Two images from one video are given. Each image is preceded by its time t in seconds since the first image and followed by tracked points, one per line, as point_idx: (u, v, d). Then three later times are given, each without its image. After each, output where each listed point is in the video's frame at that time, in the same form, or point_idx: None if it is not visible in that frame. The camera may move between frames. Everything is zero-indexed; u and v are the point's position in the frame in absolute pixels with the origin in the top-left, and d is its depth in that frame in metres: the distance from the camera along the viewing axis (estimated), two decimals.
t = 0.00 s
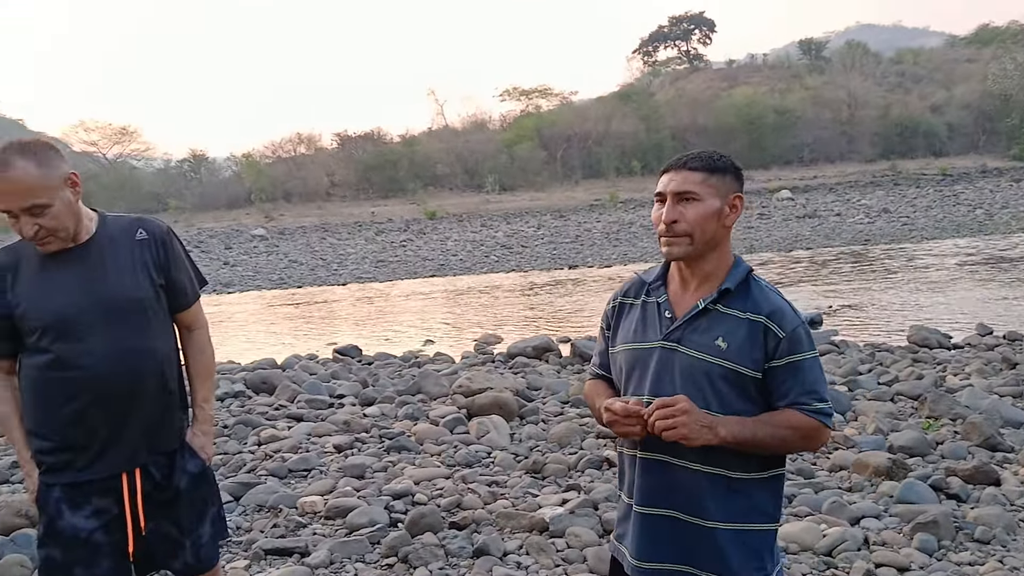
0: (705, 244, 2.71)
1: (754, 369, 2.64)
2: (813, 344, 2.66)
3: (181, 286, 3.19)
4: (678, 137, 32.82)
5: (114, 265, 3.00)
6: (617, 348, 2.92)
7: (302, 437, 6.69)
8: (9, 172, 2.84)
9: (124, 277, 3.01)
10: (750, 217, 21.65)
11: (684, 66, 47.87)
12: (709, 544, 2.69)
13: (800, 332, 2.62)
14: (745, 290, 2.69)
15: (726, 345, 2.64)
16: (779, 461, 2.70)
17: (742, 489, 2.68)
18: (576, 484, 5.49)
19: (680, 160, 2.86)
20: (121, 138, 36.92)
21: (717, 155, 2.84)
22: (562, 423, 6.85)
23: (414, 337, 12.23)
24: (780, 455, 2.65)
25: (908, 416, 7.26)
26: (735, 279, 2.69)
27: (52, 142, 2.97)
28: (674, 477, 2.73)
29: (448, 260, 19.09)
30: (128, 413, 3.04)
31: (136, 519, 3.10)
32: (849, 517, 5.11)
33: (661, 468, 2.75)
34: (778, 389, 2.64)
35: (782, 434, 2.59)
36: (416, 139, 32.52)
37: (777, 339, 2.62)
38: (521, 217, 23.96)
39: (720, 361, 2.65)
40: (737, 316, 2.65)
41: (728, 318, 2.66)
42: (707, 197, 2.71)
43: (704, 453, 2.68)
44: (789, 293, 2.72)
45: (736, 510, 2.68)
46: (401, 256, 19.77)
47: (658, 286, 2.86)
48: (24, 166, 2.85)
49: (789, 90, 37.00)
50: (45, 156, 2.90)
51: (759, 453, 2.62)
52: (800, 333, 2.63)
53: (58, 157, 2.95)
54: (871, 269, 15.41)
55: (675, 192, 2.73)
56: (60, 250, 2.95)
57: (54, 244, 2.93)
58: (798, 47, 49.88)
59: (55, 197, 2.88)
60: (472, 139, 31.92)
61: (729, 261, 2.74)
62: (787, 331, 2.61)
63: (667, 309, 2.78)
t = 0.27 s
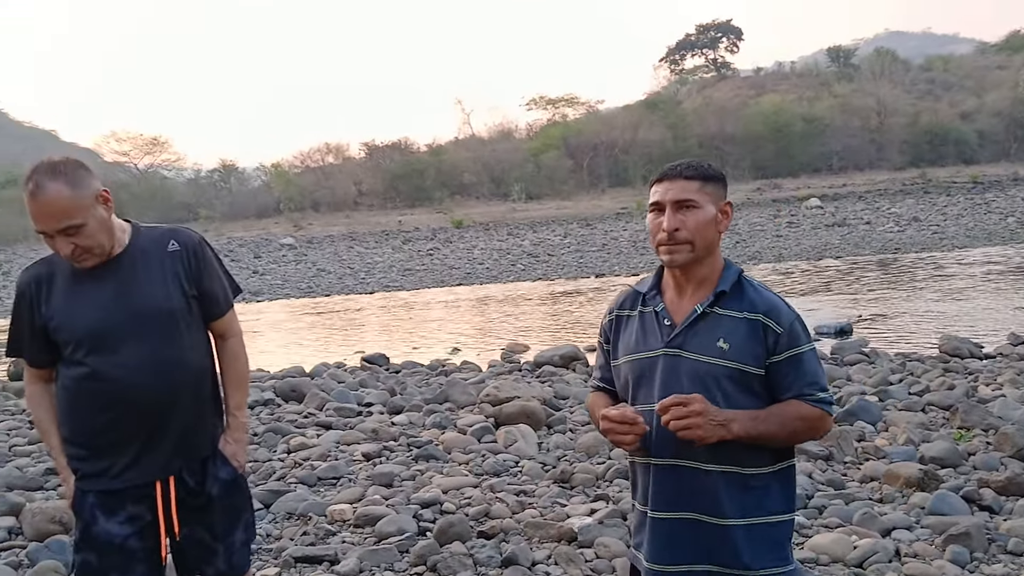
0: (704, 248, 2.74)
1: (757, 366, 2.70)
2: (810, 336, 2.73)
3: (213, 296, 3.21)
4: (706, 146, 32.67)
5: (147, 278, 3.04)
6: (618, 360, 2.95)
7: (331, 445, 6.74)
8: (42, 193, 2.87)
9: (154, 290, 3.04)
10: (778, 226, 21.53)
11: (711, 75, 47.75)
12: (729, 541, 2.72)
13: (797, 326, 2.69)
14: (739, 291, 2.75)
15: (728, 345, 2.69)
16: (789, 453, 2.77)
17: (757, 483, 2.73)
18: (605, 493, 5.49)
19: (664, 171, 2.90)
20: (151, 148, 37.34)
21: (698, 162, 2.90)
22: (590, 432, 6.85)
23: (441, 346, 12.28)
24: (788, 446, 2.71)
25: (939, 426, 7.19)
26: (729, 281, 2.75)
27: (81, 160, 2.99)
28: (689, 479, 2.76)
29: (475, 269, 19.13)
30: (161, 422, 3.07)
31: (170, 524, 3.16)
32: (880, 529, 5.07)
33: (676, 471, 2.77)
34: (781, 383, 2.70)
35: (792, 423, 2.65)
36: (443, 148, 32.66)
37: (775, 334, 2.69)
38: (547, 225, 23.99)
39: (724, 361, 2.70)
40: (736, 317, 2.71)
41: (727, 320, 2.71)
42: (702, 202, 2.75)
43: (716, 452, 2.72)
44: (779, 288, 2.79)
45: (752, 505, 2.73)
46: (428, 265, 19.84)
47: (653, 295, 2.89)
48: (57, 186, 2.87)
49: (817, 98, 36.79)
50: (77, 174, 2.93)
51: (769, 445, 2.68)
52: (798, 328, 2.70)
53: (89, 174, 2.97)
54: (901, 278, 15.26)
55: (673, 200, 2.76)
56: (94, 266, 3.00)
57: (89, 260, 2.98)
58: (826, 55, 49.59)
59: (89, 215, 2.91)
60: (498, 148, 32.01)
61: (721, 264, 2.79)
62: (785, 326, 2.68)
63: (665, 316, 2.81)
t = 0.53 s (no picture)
0: (701, 251, 2.79)
1: (757, 365, 2.73)
2: (808, 334, 2.75)
3: (234, 304, 3.22)
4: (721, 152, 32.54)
5: (169, 286, 3.06)
6: (620, 368, 2.99)
7: (345, 452, 6.75)
8: (67, 205, 2.89)
9: (174, 298, 3.06)
10: (792, 233, 21.45)
11: (725, 81, 47.71)
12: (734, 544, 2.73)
13: (795, 323, 2.71)
14: (734, 293, 2.78)
15: (726, 346, 2.73)
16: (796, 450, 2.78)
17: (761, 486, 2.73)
18: (619, 501, 5.47)
19: (652, 180, 2.94)
20: (168, 155, 37.63)
21: (685, 168, 2.94)
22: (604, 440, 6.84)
23: (455, 352, 12.30)
24: (792, 444, 2.72)
25: (956, 434, 7.14)
26: (724, 282, 2.78)
27: (104, 170, 3.00)
28: (691, 483, 2.77)
29: (488, 275, 19.16)
30: (181, 428, 3.09)
31: (188, 530, 3.14)
32: (897, 537, 5.04)
33: (678, 475, 2.79)
34: (782, 382, 2.72)
35: (793, 421, 2.67)
36: (457, 155, 32.76)
37: (772, 333, 2.71)
38: (561, 232, 24.01)
39: (724, 362, 2.73)
40: (732, 319, 2.74)
41: (724, 322, 2.75)
42: (695, 206, 2.80)
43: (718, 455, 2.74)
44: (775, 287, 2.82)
45: (754, 506, 2.73)
46: (441, 271, 19.89)
47: (651, 301, 2.93)
48: (81, 197, 2.88)
49: (832, 104, 36.69)
50: (101, 184, 2.94)
51: (772, 445, 2.70)
52: (795, 326, 2.72)
53: (112, 184, 2.98)
54: (917, 284, 15.17)
55: (669, 207, 2.79)
56: (118, 275, 3.02)
57: (114, 270, 3.00)
58: (841, 61, 49.48)
59: (114, 226, 2.93)
60: (512, 155, 32.08)
61: (716, 264, 2.83)
62: (782, 325, 2.70)
63: (664, 321, 2.85)
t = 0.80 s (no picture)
0: (710, 264, 2.80)
1: (765, 367, 2.73)
2: (818, 337, 2.75)
3: (262, 309, 3.22)
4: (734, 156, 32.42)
5: (196, 292, 3.08)
6: (632, 372, 3.00)
7: (357, 456, 6.77)
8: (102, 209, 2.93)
9: (201, 303, 3.08)
10: (806, 237, 21.38)
11: (739, 84, 47.64)
12: (736, 546, 2.73)
13: (803, 326, 2.71)
14: (743, 296, 2.79)
15: (733, 347, 2.74)
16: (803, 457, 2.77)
17: (765, 489, 2.73)
18: (631, 506, 5.46)
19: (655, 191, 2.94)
20: (182, 160, 37.87)
21: (688, 177, 2.93)
22: (616, 444, 6.83)
23: (468, 356, 12.31)
24: (799, 447, 2.71)
25: (970, 439, 7.10)
26: (734, 284, 2.79)
27: (139, 175, 3.05)
28: (694, 486, 2.79)
29: (501, 279, 19.19)
30: (203, 433, 3.11)
31: (209, 533, 3.16)
32: (910, 544, 5.01)
33: (681, 477, 2.81)
34: (788, 384, 2.72)
35: (798, 421, 2.66)
36: (469, 159, 32.84)
37: (780, 334, 2.71)
38: (573, 236, 24.02)
39: (731, 364, 2.73)
40: (741, 320, 2.75)
41: (733, 323, 2.75)
42: (701, 220, 2.80)
43: (723, 455, 2.74)
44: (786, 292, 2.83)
45: (756, 507, 2.73)
46: (454, 275, 19.92)
47: (663, 306, 2.94)
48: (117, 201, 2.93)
49: (846, 108, 36.58)
50: (136, 188, 2.98)
51: (778, 446, 2.69)
52: (803, 327, 2.72)
53: (147, 188, 3.03)
54: (931, 289, 15.09)
55: (673, 225, 2.79)
56: (149, 279, 3.06)
57: (146, 273, 3.04)
58: (855, 65, 49.33)
59: (148, 230, 2.98)
60: (525, 159, 32.13)
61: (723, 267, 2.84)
62: (790, 326, 2.70)
63: (673, 323, 2.87)
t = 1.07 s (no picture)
0: (724, 286, 2.77)
1: (780, 369, 2.72)
2: (833, 338, 2.73)
3: (304, 311, 3.29)
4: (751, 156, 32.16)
5: (240, 291, 3.16)
6: (647, 371, 3.01)
7: (373, 455, 6.79)
8: (154, 208, 3.01)
9: (244, 302, 3.16)
10: (824, 236, 21.26)
11: (756, 83, 47.44)
12: (754, 545, 2.73)
13: (819, 327, 2.70)
14: (759, 297, 2.78)
15: (750, 350, 2.73)
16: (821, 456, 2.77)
17: (781, 489, 2.72)
18: (647, 506, 5.45)
19: (663, 206, 2.85)
20: (199, 160, 38.05)
21: (696, 188, 2.84)
22: (632, 444, 6.82)
23: (484, 356, 12.32)
24: (815, 448, 2.70)
25: (989, 440, 7.05)
26: (749, 287, 2.77)
27: (187, 174, 3.11)
28: (709, 487, 2.79)
29: (517, 279, 19.18)
30: (240, 430, 3.18)
31: (243, 528, 3.24)
32: (928, 545, 4.99)
33: (697, 479, 2.81)
34: (803, 385, 2.71)
35: (814, 424, 2.64)
36: (485, 159, 32.85)
37: (795, 335, 2.71)
38: (589, 236, 23.99)
39: (747, 365, 2.73)
40: (757, 322, 2.74)
41: (749, 325, 2.75)
42: (712, 245, 2.75)
43: (740, 456, 2.74)
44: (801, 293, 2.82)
45: (772, 507, 2.73)
46: (470, 275, 19.94)
47: (678, 307, 2.94)
48: (169, 200, 3.01)
49: (864, 107, 36.37)
50: (188, 188, 3.05)
51: (793, 447, 2.69)
52: (819, 329, 2.71)
53: (197, 188, 3.10)
54: (950, 289, 14.98)
55: (684, 255, 2.74)
56: (196, 276, 3.14)
57: (195, 271, 3.12)
58: (873, 64, 49.04)
59: (198, 230, 3.06)
60: (541, 159, 32.12)
61: (737, 276, 2.80)
62: (806, 327, 2.70)
63: (689, 326, 2.87)
